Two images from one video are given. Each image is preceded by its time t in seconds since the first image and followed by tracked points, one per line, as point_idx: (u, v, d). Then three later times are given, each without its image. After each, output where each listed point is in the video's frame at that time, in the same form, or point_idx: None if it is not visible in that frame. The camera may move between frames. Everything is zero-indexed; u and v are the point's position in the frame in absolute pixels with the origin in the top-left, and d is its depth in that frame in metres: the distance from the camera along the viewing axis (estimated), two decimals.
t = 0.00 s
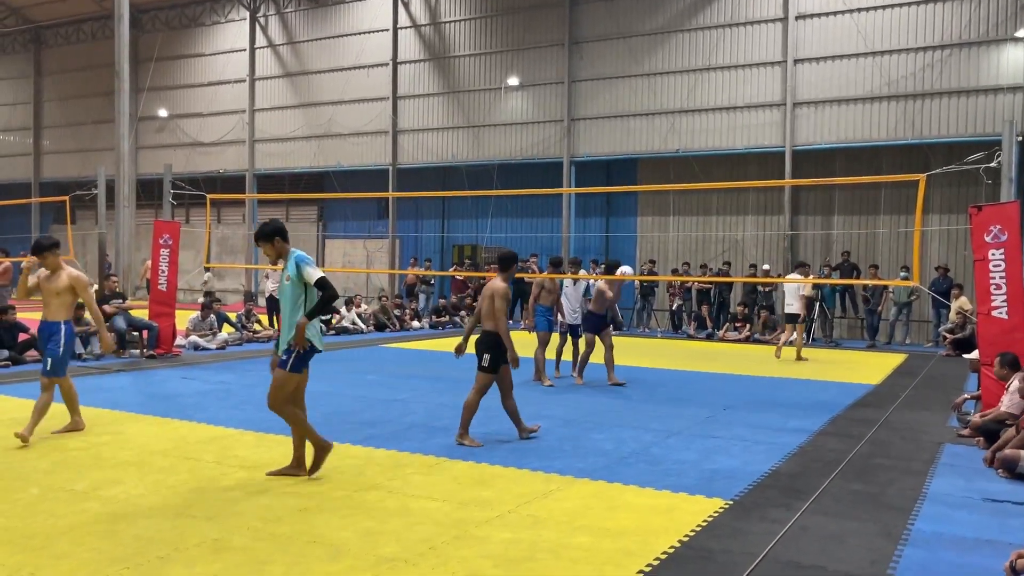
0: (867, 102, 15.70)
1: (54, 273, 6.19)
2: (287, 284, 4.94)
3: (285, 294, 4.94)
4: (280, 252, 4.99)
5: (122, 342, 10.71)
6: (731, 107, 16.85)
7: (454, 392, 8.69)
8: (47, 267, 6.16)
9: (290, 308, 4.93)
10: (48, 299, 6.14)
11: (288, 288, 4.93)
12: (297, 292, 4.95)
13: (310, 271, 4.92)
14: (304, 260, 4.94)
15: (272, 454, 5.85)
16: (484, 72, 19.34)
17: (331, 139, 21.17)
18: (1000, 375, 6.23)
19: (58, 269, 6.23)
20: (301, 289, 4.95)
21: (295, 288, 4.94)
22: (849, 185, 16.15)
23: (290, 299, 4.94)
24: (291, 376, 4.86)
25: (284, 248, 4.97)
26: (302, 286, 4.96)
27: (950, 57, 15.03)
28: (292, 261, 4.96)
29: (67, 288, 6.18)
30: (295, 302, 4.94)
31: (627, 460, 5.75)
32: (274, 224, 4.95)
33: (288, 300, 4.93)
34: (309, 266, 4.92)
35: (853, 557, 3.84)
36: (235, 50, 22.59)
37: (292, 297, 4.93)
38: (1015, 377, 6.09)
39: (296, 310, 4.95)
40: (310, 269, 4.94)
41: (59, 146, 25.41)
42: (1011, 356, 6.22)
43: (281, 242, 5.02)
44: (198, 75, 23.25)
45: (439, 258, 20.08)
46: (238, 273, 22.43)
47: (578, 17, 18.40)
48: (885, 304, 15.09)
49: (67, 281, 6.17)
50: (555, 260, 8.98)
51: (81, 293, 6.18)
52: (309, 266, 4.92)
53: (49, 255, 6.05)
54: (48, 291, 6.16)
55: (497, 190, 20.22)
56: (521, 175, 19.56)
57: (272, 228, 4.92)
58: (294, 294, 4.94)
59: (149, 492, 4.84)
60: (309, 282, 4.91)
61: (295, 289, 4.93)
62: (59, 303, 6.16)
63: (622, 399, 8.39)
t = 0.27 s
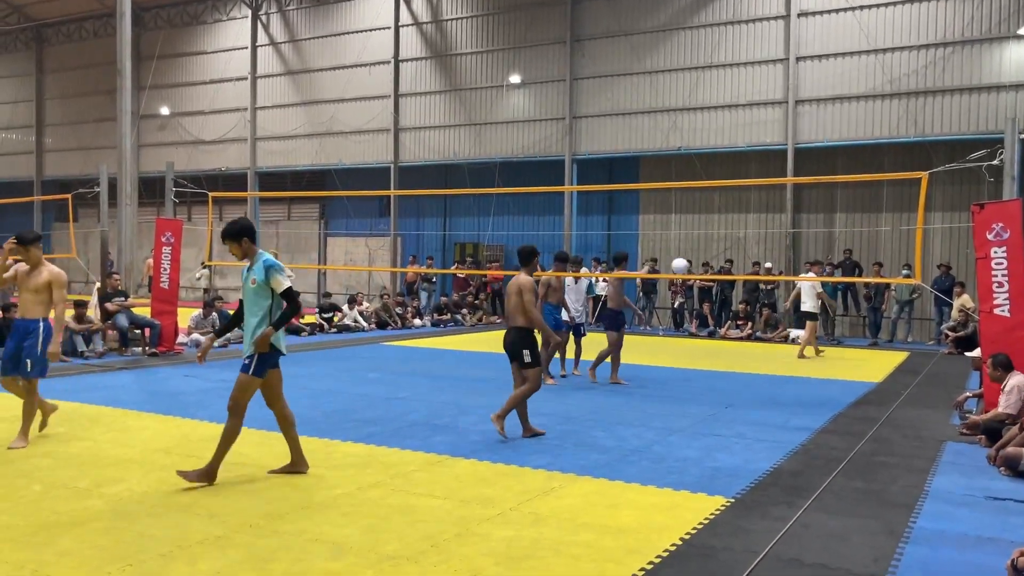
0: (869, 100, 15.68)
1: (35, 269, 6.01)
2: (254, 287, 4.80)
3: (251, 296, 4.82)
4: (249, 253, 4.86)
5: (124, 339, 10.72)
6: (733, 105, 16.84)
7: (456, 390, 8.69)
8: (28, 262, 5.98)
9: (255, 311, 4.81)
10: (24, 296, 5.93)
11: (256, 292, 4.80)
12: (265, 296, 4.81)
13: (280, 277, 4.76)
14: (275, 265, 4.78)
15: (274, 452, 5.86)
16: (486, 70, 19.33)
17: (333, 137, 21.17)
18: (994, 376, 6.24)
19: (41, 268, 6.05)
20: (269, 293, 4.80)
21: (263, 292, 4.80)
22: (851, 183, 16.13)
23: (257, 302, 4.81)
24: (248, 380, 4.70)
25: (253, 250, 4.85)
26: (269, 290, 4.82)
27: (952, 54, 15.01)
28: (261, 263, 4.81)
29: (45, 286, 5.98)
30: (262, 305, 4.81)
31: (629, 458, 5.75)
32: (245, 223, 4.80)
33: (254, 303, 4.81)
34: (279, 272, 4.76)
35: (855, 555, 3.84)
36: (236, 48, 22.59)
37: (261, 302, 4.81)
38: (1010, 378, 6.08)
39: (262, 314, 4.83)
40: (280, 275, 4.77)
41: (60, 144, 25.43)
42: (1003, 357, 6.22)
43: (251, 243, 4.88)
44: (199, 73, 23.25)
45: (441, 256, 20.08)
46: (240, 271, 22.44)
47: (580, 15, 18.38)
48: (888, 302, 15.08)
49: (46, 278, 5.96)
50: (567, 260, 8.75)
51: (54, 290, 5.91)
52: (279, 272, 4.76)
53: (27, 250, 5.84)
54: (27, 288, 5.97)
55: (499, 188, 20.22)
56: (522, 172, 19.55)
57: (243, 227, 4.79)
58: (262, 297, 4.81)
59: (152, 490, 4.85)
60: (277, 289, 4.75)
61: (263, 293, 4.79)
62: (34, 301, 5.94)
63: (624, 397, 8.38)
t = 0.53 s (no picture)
0: (871, 98, 15.67)
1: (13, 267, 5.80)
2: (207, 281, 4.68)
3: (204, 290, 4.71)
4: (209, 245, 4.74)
5: (127, 337, 10.74)
6: (735, 103, 16.82)
7: (458, 387, 8.70)
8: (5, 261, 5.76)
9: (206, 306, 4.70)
10: (3, 294, 5.76)
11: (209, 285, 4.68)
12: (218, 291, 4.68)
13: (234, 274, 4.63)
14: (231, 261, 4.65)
15: (277, 449, 5.86)
16: (488, 68, 19.32)
17: (335, 135, 21.19)
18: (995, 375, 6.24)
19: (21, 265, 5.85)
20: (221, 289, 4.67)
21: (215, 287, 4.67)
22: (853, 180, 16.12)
23: (209, 297, 4.70)
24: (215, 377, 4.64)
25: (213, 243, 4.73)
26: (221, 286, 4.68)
27: (954, 52, 15.00)
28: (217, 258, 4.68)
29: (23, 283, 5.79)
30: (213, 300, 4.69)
31: (631, 455, 5.75)
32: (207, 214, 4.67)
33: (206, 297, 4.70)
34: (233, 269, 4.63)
35: (858, 553, 3.85)
36: (239, 46, 22.60)
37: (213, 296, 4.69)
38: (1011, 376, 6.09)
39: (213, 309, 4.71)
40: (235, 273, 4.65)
41: (63, 142, 25.45)
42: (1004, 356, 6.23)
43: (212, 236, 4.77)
44: (201, 71, 23.25)
45: (443, 253, 20.09)
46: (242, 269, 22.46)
47: (582, 13, 18.37)
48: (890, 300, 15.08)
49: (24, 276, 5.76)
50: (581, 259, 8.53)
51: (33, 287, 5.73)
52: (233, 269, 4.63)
53: (9, 247, 5.63)
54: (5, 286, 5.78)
55: (501, 186, 20.23)
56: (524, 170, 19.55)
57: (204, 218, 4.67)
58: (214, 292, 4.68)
59: (155, 487, 4.86)
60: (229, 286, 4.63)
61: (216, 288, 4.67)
62: (15, 300, 5.76)
63: (626, 395, 8.39)
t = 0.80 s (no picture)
0: (873, 96, 15.65)
1: None
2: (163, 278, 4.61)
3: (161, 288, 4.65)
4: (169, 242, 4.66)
5: (129, 335, 10.76)
6: (737, 100, 16.80)
7: (460, 385, 8.71)
8: None
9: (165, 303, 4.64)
10: None
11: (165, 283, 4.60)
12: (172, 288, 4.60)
13: (183, 272, 4.50)
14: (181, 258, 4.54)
15: (279, 447, 5.88)
16: (490, 66, 19.31)
17: (337, 133, 21.20)
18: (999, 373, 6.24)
19: None
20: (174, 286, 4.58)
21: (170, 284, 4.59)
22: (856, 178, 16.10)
23: (166, 294, 4.63)
24: (190, 376, 4.60)
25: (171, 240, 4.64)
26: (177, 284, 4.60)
27: (958, 50, 14.96)
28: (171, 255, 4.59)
29: None
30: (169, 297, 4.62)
31: (633, 453, 5.75)
32: (162, 212, 4.58)
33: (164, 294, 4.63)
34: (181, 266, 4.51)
35: (860, 551, 3.85)
36: (241, 44, 22.61)
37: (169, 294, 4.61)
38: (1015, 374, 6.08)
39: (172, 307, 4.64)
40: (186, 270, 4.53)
41: (65, 140, 25.48)
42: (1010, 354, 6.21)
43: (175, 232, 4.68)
44: (204, 69, 23.26)
45: (445, 252, 20.10)
46: (244, 267, 22.48)
47: (584, 11, 18.35)
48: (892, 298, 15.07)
49: None
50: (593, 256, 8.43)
51: (10, 285, 5.63)
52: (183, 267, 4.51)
53: None
54: None
55: (503, 184, 20.23)
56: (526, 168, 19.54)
57: (159, 215, 4.58)
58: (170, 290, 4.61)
59: (158, 485, 4.87)
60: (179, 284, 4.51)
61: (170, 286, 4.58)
62: None
63: (628, 393, 8.39)
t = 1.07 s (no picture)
0: (877, 94, 15.62)
1: None
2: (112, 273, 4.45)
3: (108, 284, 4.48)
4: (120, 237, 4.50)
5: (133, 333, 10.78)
6: (740, 99, 16.78)
7: (462, 383, 8.71)
8: None
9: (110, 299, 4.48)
10: None
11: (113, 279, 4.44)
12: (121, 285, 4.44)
13: (135, 270, 4.36)
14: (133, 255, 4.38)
15: (282, 445, 5.89)
16: (493, 64, 19.30)
17: (339, 132, 21.21)
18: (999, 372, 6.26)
19: None
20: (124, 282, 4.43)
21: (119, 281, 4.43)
22: (859, 176, 16.07)
23: (113, 291, 4.45)
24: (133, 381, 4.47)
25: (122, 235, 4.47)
26: (126, 281, 4.44)
27: (961, 48, 14.93)
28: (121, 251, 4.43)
29: None
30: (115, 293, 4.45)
31: (635, 452, 5.75)
32: (116, 206, 4.41)
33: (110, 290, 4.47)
34: (133, 264, 4.36)
35: (862, 549, 3.84)
36: (244, 43, 22.61)
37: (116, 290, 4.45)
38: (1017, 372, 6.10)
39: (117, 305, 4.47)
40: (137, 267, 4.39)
41: (69, 138, 25.52)
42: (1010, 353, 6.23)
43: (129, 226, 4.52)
44: (207, 68, 23.27)
45: (447, 250, 20.09)
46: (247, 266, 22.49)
47: (587, 9, 18.33)
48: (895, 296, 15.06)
49: None
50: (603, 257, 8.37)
51: None
52: (135, 265, 4.36)
53: None
54: None
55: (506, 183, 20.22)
56: (529, 166, 19.52)
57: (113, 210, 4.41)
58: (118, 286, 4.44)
59: (160, 483, 4.88)
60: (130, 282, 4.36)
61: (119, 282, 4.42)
62: None
63: (630, 391, 8.38)
